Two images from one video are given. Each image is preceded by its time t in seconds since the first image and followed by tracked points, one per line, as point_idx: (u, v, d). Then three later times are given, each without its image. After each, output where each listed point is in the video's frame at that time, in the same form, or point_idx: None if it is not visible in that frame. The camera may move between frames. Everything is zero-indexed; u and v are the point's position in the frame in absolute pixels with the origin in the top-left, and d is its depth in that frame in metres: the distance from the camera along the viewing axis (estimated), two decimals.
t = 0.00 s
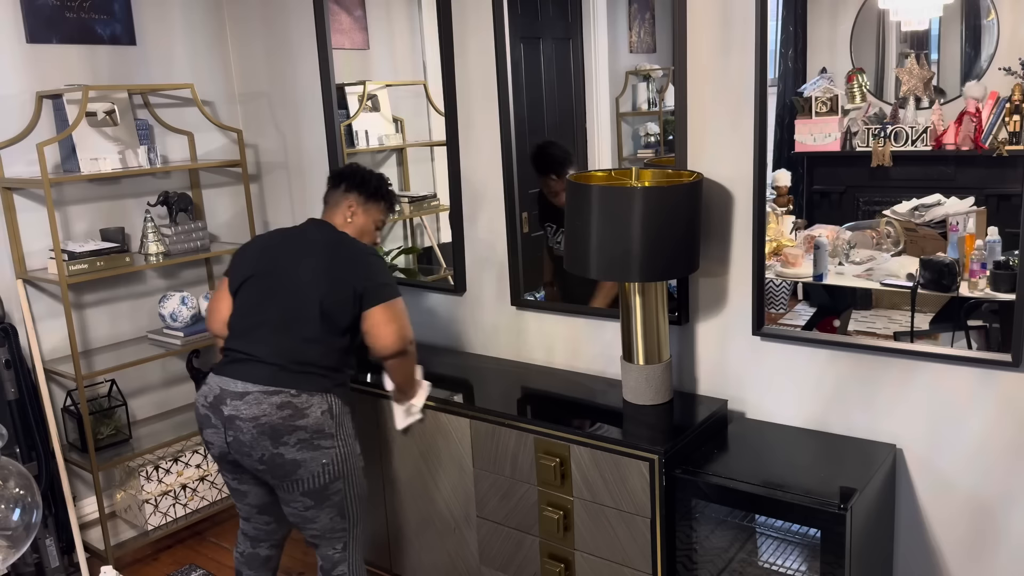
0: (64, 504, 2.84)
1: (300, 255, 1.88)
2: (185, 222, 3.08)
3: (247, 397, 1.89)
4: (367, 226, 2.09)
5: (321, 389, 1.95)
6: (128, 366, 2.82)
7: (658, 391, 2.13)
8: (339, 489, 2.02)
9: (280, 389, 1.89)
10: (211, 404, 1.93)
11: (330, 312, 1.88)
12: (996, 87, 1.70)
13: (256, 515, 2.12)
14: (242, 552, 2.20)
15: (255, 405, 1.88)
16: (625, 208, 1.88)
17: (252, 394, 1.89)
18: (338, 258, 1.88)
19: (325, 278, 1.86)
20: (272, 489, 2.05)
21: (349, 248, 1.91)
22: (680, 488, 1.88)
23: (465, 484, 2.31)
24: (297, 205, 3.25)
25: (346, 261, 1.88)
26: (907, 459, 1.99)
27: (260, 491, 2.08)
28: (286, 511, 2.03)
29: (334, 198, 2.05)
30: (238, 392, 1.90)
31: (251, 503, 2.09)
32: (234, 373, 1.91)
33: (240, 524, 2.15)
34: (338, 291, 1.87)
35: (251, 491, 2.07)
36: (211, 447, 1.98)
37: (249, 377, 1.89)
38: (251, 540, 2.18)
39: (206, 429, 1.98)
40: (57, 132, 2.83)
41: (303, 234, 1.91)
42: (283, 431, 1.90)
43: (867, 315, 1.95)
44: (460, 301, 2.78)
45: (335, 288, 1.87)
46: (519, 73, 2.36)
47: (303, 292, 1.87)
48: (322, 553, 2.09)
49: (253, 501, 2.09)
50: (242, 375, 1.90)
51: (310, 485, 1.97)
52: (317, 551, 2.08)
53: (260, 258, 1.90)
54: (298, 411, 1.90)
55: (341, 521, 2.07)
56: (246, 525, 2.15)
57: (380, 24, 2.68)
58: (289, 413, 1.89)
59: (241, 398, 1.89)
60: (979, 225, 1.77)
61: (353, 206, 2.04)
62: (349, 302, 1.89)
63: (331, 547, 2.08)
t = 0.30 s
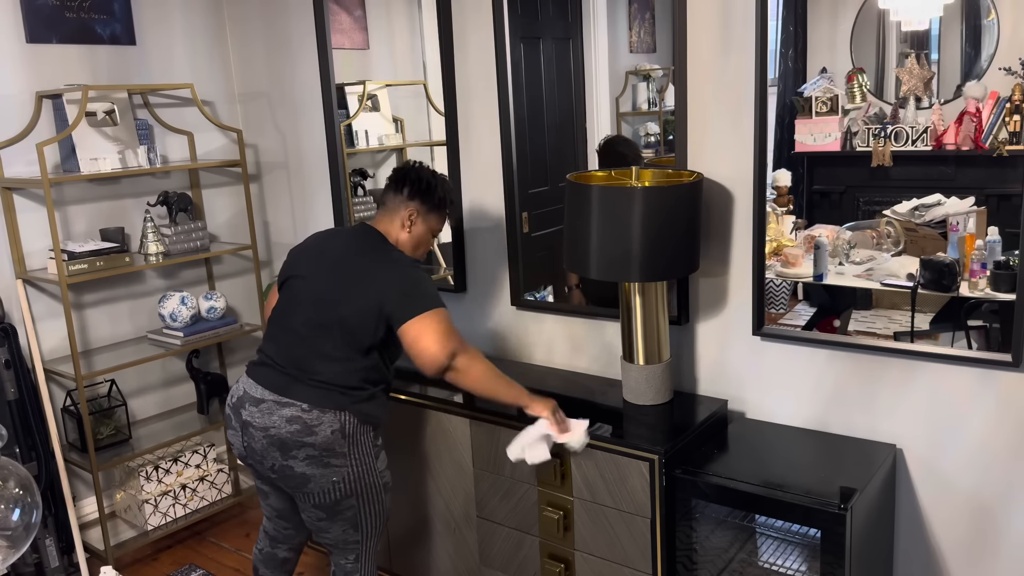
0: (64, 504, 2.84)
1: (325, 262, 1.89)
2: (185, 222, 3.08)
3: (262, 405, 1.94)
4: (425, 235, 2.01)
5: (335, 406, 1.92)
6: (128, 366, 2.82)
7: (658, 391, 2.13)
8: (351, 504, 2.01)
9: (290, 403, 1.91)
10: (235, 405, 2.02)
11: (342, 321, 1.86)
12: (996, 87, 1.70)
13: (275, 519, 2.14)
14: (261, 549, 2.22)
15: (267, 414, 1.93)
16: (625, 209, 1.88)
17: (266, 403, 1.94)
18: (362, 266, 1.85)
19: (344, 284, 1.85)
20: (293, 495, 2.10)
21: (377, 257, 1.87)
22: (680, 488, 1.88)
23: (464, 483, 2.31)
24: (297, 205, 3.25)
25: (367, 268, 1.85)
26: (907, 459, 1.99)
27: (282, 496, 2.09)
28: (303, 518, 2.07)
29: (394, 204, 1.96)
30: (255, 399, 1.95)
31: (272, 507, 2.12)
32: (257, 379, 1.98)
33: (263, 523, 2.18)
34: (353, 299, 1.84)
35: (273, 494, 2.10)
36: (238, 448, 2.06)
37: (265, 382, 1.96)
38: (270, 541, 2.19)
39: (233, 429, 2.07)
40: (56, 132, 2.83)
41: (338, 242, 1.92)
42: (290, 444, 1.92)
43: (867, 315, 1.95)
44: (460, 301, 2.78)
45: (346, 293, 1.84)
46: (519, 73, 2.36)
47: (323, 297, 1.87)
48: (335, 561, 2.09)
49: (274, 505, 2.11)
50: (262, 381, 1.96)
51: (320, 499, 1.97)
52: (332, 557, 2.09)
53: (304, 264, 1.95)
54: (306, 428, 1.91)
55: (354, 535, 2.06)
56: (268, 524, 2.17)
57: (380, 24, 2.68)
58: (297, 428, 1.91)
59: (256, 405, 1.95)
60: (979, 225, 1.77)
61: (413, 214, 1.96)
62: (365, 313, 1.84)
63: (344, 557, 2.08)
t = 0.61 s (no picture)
0: (64, 504, 2.84)
1: (303, 256, 1.89)
2: (185, 222, 3.08)
3: (268, 403, 1.94)
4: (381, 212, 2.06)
5: (340, 394, 1.96)
6: (128, 366, 2.82)
7: (658, 391, 2.13)
8: (360, 492, 2.03)
9: (299, 395, 1.93)
10: (235, 408, 2.00)
11: (328, 316, 1.89)
12: (996, 87, 1.70)
13: (276, 521, 2.15)
14: (256, 557, 2.21)
15: (275, 410, 1.93)
16: (625, 209, 1.88)
17: (272, 400, 1.94)
18: (345, 260, 1.87)
19: (331, 279, 1.87)
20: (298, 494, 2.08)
21: (357, 250, 1.90)
22: (680, 488, 1.88)
23: (464, 483, 2.31)
24: (297, 205, 3.25)
25: (352, 262, 1.88)
26: (907, 459, 1.99)
27: (284, 496, 2.12)
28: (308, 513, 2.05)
29: (350, 189, 1.98)
30: (259, 398, 1.95)
31: (274, 507, 2.12)
32: (255, 381, 1.98)
33: (258, 528, 2.18)
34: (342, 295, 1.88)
35: (276, 494, 2.11)
36: (239, 451, 2.04)
37: (264, 381, 1.96)
38: (267, 546, 2.20)
39: (233, 436, 2.05)
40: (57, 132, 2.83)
41: (312, 234, 1.91)
42: (302, 436, 1.93)
43: (867, 315, 1.95)
44: (460, 301, 2.78)
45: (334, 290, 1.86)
46: (519, 72, 2.36)
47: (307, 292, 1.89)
48: (337, 555, 2.10)
49: (276, 506, 2.12)
50: (260, 381, 1.97)
51: (331, 488, 1.98)
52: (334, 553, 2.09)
53: (274, 256, 1.94)
54: (316, 417, 1.93)
55: (359, 525, 2.07)
56: (264, 529, 2.18)
57: (380, 24, 2.68)
58: (307, 419, 1.93)
59: (262, 404, 1.94)
60: (979, 225, 1.77)
61: (370, 198, 2.00)
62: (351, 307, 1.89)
63: (347, 550, 2.09)
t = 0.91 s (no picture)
0: (64, 504, 2.84)
1: (272, 258, 1.87)
2: (185, 222, 3.09)
3: (249, 405, 1.94)
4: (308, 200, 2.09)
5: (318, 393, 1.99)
6: (128, 366, 2.82)
7: (658, 391, 2.13)
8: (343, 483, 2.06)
9: (280, 397, 1.94)
10: (215, 409, 1.99)
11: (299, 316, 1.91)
12: (996, 87, 1.70)
13: (266, 507, 2.17)
14: (252, 543, 2.23)
15: (257, 413, 1.93)
16: (625, 209, 1.88)
17: (253, 402, 1.94)
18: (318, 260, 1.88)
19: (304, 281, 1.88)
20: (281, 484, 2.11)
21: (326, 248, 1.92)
22: (680, 488, 1.88)
23: (464, 482, 2.31)
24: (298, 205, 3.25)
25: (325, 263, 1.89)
26: (907, 459, 1.99)
27: (268, 484, 2.13)
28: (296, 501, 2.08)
29: (276, 182, 2.01)
30: (239, 400, 1.94)
31: (261, 494, 2.14)
32: (234, 383, 1.97)
33: (250, 515, 2.20)
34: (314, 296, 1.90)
35: (262, 484, 2.12)
36: (222, 449, 2.05)
37: (247, 384, 1.95)
38: (261, 531, 2.21)
39: (214, 432, 2.05)
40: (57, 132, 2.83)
41: (278, 234, 1.89)
42: (284, 435, 1.95)
43: (867, 315, 1.95)
44: (460, 301, 2.78)
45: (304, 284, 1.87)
46: (519, 73, 2.36)
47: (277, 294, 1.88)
48: (338, 540, 2.13)
49: (262, 493, 2.14)
50: (241, 382, 1.95)
51: (314, 481, 2.02)
52: (334, 538, 2.12)
53: (235, 258, 1.90)
54: (298, 418, 1.95)
55: (355, 510, 2.10)
56: (255, 515, 2.19)
57: (380, 24, 2.68)
58: (289, 420, 1.94)
59: (242, 406, 1.94)
60: (979, 225, 1.77)
61: (297, 186, 2.04)
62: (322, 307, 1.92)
63: (347, 535, 2.12)
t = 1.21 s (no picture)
0: (64, 504, 2.84)
1: (268, 257, 1.87)
2: (185, 222, 3.09)
3: (258, 404, 1.95)
4: (320, 199, 2.07)
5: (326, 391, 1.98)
6: (128, 366, 2.82)
7: (657, 391, 2.13)
8: (352, 484, 2.05)
9: (288, 395, 1.94)
10: (226, 410, 2.01)
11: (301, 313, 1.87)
12: (996, 87, 1.70)
13: (278, 511, 2.17)
14: (259, 547, 2.22)
15: (266, 411, 1.94)
16: (625, 210, 1.88)
17: (262, 401, 1.94)
18: (315, 257, 1.86)
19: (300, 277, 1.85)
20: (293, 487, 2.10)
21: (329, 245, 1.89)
22: (680, 488, 1.88)
23: (464, 483, 2.31)
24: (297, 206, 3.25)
25: (325, 258, 1.86)
26: (907, 459, 1.99)
27: (283, 487, 2.13)
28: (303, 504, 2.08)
29: (286, 182, 1.99)
30: (249, 400, 1.96)
31: (274, 497, 2.14)
32: (243, 383, 1.98)
33: (260, 519, 2.19)
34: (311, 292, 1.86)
35: (274, 486, 2.12)
36: (234, 451, 2.05)
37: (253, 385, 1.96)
38: (269, 535, 2.21)
39: (226, 435, 2.06)
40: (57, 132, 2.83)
41: (277, 234, 1.89)
42: (293, 433, 1.95)
43: (867, 315, 1.95)
44: (460, 301, 2.78)
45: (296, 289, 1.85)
46: (519, 72, 2.36)
47: (274, 290, 1.87)
48: (338, 546, 2.13)
49: (273, 496, 2.14)
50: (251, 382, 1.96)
51: (324, 481, 2.01)
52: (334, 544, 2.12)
53: (238, 260, 1.92)
54: (306, 416, 1.95)
55: (355, 517, 2.09)
56: (265, 519, 2.19)
57: (380, 24, 2.68)
58: (298, 417, 1.94)
59: (252, 405, 1.95)
60: (979, 225, 1.77)
61: (307, 185, 2.01)
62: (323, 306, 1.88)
63: (346, 542, 2.11)
